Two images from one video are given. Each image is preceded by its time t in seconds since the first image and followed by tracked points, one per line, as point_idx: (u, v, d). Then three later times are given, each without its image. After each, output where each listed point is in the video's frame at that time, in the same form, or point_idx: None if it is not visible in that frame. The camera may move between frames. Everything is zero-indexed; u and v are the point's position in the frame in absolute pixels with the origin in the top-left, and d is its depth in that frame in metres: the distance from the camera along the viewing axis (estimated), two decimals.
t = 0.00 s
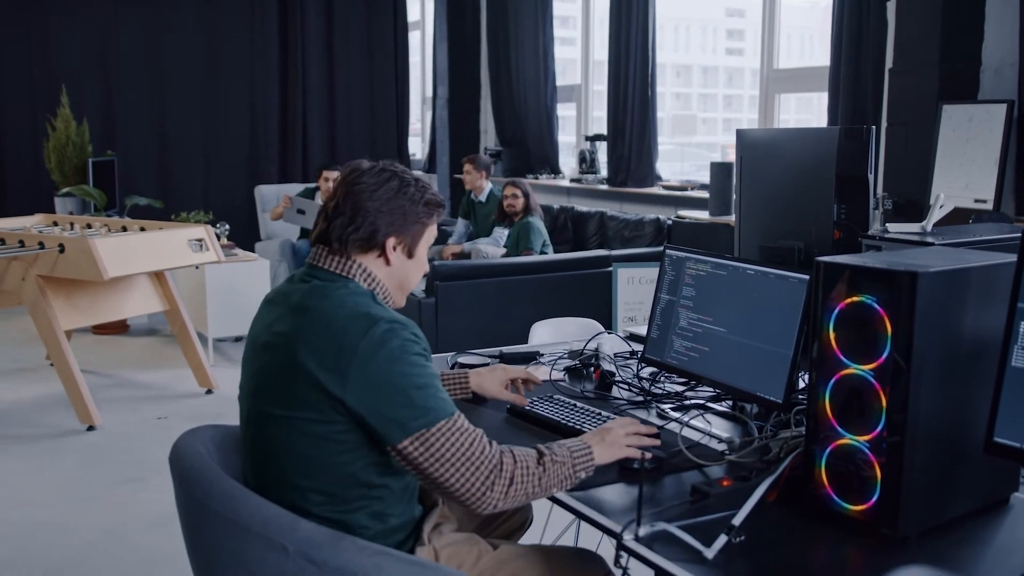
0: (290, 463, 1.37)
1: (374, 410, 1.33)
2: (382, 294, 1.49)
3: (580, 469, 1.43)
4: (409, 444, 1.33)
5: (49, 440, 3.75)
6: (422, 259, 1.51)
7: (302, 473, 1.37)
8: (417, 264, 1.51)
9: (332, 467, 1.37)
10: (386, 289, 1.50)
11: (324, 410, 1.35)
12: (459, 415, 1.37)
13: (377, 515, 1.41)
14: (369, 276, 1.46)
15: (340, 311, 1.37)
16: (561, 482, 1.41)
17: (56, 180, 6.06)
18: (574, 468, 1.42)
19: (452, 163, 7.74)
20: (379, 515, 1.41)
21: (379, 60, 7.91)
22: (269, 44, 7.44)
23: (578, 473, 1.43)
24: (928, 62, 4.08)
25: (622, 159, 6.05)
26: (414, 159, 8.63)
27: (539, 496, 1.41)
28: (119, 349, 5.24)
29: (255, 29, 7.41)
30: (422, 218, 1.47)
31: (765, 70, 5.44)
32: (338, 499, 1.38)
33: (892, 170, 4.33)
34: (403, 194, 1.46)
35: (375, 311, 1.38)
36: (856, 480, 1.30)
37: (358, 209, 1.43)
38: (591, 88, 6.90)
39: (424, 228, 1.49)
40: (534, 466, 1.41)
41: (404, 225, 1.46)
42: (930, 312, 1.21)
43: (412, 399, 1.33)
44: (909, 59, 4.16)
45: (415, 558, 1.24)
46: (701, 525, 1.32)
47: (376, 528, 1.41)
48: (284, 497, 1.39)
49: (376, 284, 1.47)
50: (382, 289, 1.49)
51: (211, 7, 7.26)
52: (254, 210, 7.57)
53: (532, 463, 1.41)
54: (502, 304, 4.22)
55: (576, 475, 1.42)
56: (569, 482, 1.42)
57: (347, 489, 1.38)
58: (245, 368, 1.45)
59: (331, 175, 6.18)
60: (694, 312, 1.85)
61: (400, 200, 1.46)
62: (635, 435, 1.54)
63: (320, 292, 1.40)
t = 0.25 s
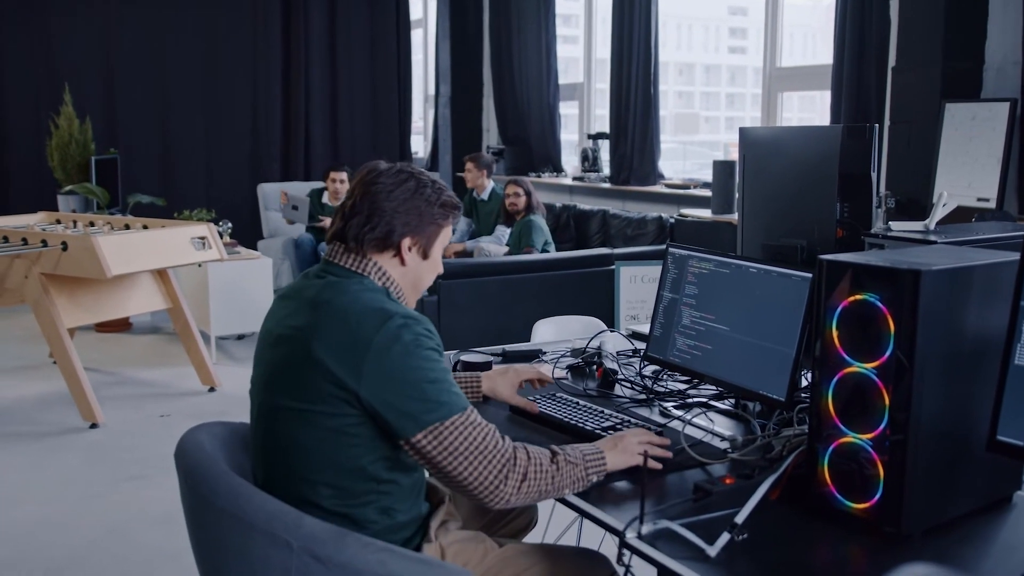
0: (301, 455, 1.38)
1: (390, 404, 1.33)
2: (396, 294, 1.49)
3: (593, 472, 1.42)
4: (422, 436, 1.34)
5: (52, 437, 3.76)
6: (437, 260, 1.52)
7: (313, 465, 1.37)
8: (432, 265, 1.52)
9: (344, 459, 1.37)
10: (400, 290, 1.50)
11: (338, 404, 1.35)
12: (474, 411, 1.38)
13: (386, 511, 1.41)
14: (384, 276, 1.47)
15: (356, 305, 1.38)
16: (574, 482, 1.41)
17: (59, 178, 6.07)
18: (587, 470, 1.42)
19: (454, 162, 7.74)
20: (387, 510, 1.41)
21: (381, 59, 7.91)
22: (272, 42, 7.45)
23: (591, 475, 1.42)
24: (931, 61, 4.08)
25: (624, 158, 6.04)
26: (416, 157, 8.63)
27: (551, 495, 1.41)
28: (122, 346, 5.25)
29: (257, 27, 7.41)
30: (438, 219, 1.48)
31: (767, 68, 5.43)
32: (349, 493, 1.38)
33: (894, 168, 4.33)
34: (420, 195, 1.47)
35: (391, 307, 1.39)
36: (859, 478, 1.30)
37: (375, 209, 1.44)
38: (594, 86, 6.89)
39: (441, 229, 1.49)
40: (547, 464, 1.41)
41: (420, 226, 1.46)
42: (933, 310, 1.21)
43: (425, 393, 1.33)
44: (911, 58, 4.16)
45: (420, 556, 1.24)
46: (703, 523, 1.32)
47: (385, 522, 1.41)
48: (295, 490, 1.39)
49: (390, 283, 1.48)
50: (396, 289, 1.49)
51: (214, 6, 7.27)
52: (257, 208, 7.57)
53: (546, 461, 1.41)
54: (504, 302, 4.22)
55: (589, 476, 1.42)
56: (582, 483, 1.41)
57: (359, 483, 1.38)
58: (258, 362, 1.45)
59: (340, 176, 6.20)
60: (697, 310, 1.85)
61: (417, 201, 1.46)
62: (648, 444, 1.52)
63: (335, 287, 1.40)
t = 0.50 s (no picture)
0: (309, 447, 1.38)
1: (400, 398, 1.33)
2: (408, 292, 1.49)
3: (596, 471, 1.43)
4: (428, 432, 1.34)
5: (55, 436, 3.76)
6: (450, 260, 1.52)
7: (322, 457, 1.37)
8: (445, 265, 1.52)
9: (352, 452, 1.37)
10: (412, 288, 1.50)
11: (349, 397, 1.35)
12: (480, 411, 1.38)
13: (392, 504, 1.41)
14: (397, 273, 1.47)
15: (368, 300, 1.38)
16: (578, 482, 1.41)
17: (61, 176, 6.08)
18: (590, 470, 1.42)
19: (457, 160, 7.74)
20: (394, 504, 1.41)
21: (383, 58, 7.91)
22: (274, 41, 7.45)
23: (594, 474, 1.43)
24: (934, 60, 4.09)
25: (626, 156, 6.04)
26: (418, 155, 8.63)
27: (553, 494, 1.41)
28: (125, 345, 5.25)
29: (259, 26, 7.42)
30: (452, 219, 1.48)
31: (770, 67, 5.43)
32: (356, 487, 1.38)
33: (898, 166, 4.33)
34: (435, 194, 1.47)
35: (404, 303, 1.39)
36: (863, 477, 1.30)
37: (391, 206, 1.44)
38: (596, 85, 6.89)
39: (455, 229, 1.49)
40: (550, 465, 1.41)
41: (435, 225, 1.47)
42: (936, 309, 1.21)
43: (435, 389, 1.34)
44: (914, 56, 4.16)
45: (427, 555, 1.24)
46: (707, 522, 1.32)
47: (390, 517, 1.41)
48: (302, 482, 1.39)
49: (403, 281, 1.48)
50: (408, 288, 1.49)
51: (216, 5, 7.27)
52: (259, 207, 7.57)
53: (550, 462, 1.41)
54: (506, 300, 4.22)
55: (592, 476, 1.42)
56: (584, 483, 1.42)
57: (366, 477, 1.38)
58: (270, 355, 1.45)
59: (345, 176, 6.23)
60: (700, 309, 1.85)
61: (433, 200, 1.47)
62: (654, 445, 1.54)
63: (348, 282, 1.41)
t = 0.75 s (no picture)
0: (314, 442, 1.37)
1: (408, 394, 1.33)
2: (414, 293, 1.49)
3: (594, 456, 1.46)
4: (435, 428, 1.34)
5: (56, 436, 3.76)
6: (459, 264, 1.52)
7: (326, 452, 1.37)
8: (453, 268, 1.52)
9: (358, 448, 1.37)
10: (419, 289, 1.50)
11: (356, 392, 1.35)
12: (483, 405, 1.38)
13: (396, 501, 1.41)
14: (406, 273, 1.47)
15: (376, 297, 1.38)
16: (577, 472, 1.43)
17: (63, 176, 6.08)
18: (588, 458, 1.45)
19: (458, 160, 7.73)
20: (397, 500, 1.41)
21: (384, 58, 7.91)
22: (275, 42, 7.45)
23: (591, 459, 1.45)
24: (935, 59, 4.09)
25: (628, 156, 6.04)
26: (419, 156, 8.63)
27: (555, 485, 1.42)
28: (126, 345, 5.25)
29: (261, 27, 7.42)
30: (464, 223, 1.48)
31: (771, 67, 5.42)
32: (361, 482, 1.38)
33: (899, 166, 4.33)
34: (450, 198, 1.48)
35: (412, 300, 1.39)
36: (866, 477, 1.29)
37: (404, 207, 1.45)
38: (597, 85, 6.89)
39: (467, 233, 1.49)
40: (551, 457, 1.42)
41: (447, 228, 1.47)
42: (940, 309, 1.21)
43: (441, 385, 1.34)
44: (915, 56, 4.17)
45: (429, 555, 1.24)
46: (709, 522, 1.32)
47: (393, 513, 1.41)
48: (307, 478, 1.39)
49: (411, 281, 1.48)
50: (415, 289, 1.49)
51: (217, 5, 7.28)
52: (260, 207, 7.57)
53: (550, 453, 1.42)
54: (508, 300, 4.22)
55: (589, 463, 1.45)
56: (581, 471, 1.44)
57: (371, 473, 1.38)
58: (277, 351, 1.45)
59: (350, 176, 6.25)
60: (702, 309, 1.85)
61: (447, 202, 1.47)
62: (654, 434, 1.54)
63: (357, 279, 1.41)
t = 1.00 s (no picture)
0: (316, 441, 1.37)
1: (413, 392, 1.34)
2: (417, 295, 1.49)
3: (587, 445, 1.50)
4: (443, 425, 1.35)
5: (57, 437, 3.76)
6: (465, 268, 1.52)
7: (329, 451, 1.37)
8: (458, 272, 1.51)
9: (361, 446, 1.36)
10: (423, 290, 1.50)
11: (360, 391, 1.35)
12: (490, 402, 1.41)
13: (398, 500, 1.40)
14: (409, 274, 1.47)
15: (381, 296, 1.38)
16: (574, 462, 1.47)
17: (64, 177, 6.08)
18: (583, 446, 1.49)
19: (458, 161, 7.73)
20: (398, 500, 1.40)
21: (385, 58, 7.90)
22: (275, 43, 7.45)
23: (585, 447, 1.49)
24: (936, 60, 4.09)
25: (628, 156, 6.03)
26: (420, 157, 8.63)
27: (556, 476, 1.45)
28: (127, 346, 5.25)
29: (261, 28, 7.42)
30: (470, 228, 1.48)
31: (772, 67, 5.41)
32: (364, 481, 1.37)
33: (900, 166, 4.32)
34: (457, 201, 1.47)
35: (416, 299, 1.40)
36: (868, 478, 1.29)
37: (411, 208, 1.45)
38: (597, 86, 6.89)
39: (473, 237, 1.49)
40: (553, 449, 1.45)
41: (453, 231, 1.46)
42: (943, 309, 1.20)
43: (447, 382, 1.35)
44: (916, 57, 4.17)
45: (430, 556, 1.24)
46: (712, 523, 1.32)
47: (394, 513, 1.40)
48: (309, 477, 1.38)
49: (414, 282, 1.48)
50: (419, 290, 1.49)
51: (218, 6, 7.28)
52: (261, 208, 7.57)
53: (553, 445, 1.45)
54: (509, 301, 4.22)
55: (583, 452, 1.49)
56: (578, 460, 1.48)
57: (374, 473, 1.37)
58: (279, 352, 1.45)
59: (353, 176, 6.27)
60: (704, 310, 1.85)
61: (453, 205, 1.46)
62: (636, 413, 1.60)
63: (361, 279, 1.41)
